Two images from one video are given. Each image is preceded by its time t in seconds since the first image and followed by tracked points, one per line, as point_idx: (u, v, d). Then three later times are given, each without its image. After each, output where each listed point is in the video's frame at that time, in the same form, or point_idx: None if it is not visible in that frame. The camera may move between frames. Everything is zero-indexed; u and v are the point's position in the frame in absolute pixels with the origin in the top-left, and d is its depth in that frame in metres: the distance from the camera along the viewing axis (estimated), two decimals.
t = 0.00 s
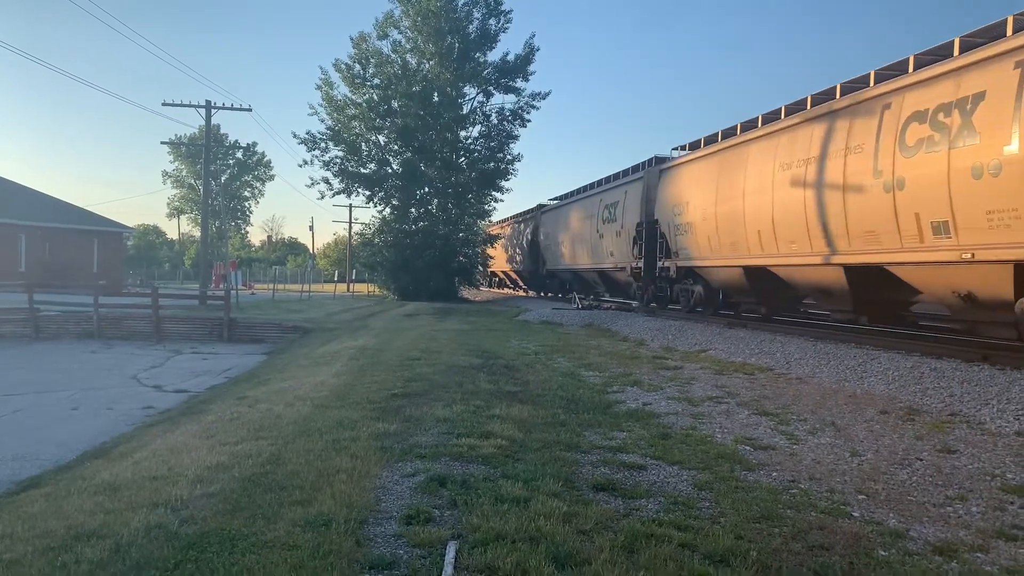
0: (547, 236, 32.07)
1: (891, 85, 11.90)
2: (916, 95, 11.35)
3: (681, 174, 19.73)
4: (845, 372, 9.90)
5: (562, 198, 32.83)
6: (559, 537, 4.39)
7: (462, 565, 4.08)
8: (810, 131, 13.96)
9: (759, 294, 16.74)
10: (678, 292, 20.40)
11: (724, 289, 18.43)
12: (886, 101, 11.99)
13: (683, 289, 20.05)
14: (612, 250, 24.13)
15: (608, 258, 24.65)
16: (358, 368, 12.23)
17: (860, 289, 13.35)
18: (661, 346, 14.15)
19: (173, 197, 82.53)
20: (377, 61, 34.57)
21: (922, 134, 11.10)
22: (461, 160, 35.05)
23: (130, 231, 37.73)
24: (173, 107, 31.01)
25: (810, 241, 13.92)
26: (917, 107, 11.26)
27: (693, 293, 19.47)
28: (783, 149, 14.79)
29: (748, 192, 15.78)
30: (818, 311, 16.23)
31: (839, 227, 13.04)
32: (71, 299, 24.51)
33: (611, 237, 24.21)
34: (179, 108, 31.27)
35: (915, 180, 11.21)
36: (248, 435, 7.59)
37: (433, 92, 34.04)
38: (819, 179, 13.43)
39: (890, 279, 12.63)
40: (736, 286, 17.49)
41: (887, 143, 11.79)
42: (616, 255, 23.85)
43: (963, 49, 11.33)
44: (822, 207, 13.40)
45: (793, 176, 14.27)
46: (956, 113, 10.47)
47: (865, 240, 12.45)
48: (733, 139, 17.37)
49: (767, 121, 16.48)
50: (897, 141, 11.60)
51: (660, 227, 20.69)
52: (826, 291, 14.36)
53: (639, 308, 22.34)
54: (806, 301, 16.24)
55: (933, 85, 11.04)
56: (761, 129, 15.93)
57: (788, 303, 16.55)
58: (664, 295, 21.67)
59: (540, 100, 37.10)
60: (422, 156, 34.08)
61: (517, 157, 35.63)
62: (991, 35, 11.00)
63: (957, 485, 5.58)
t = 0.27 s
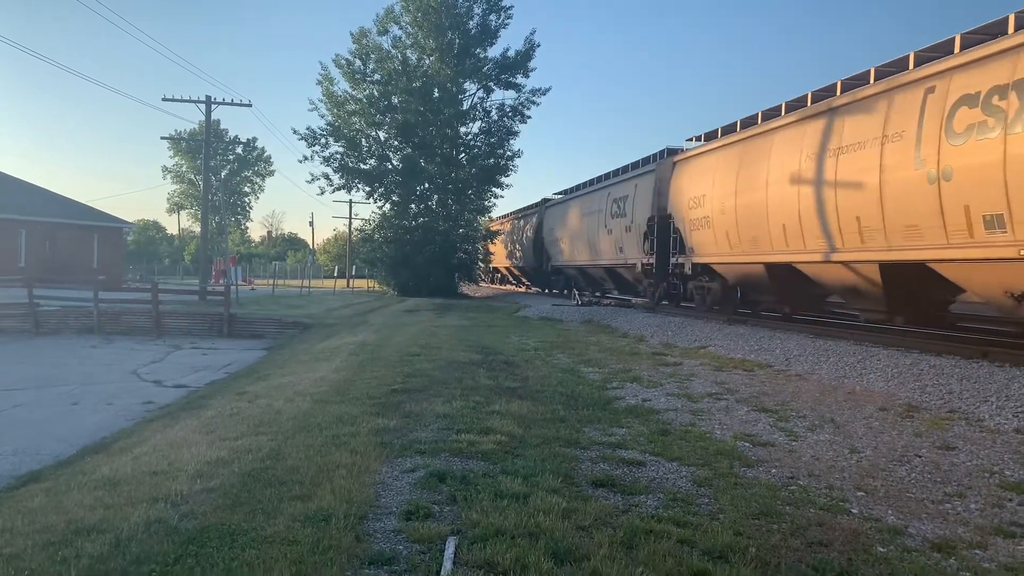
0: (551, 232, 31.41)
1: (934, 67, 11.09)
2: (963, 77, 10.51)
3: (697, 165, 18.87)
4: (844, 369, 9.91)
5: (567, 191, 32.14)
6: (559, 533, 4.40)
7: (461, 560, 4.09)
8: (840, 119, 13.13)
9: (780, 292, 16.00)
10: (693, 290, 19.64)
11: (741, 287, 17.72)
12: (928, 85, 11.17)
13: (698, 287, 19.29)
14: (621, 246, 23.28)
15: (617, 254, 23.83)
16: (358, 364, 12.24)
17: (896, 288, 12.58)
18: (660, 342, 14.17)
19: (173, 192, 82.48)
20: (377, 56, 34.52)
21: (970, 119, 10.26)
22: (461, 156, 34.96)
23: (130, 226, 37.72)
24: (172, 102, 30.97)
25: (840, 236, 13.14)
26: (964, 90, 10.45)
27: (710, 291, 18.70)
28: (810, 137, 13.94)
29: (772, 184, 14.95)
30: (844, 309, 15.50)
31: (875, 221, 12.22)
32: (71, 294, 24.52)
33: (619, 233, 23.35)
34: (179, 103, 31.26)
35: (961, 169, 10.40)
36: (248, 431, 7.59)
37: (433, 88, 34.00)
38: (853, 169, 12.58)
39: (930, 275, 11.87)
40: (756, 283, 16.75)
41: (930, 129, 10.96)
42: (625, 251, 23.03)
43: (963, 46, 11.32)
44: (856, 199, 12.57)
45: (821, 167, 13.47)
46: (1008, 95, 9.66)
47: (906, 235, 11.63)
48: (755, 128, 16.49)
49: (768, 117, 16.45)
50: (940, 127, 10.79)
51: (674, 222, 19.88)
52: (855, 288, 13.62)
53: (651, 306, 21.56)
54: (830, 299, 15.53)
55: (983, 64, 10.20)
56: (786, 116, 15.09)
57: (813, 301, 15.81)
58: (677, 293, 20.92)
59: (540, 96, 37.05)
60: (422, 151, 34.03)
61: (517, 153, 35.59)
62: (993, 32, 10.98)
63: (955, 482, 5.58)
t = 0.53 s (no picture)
0: (556, 230, 30.56)
1: (988, 48, 10.09)
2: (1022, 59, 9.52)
3: (714, 158, 17.88)
4: (844, 368, 9.91)
5: (573, 187, 31.34)
6: (558, 531, 4.40)
7: (461, 558, 4.09)
8: (876, 108, 12.20)
9: (805, 292, 15.11)
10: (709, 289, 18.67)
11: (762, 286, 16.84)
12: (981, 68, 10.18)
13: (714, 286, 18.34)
14: (631, 243, 22.31)
15: (628, 252, 22.84)
16: (358, 361, 12.25)
17: (938, 288, 11.66)
18: (660, 341, 14.17)
19: (173, 189, 82.44)
20: (378, 54, 34.49)
21: None
22: (461, 154, 34.94)
23: (130, 223, 37.73)
24: (173, 99, 30.96)
25: (877, 233, 12.21)
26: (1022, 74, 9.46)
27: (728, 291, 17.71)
28: (842, 127, 12.98)
29: (800, 178, 14.00)
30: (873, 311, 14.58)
31: (917, 217, 11.28)
32: (71, 291, 24.53)
33: (630, 230, 22.36)
34: (179, 100, 31.24)
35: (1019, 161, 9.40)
36: (248, 428, 7.59)
37: (434, 86, 33.97)
38: (892, 162, 11.64)
39: (978, 277, 10.91)
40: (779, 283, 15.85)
41: (983, 117, 9.97)
42: (636, 249, 22.05)
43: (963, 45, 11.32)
44: (895, 194, 11.63)
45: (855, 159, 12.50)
46: None
47: (954, 232, 10.65)
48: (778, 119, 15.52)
49: (768, 116, 16.44)
50: (994, 115, 9.80)
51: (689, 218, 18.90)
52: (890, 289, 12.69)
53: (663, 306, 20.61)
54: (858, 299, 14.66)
55: None
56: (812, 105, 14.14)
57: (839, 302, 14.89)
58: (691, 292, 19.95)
59: (541, 94, 37.02)
60: (422, 149, 34.02)
61: (517, 151, 35.56)
62: (994, 32, 10.96)
63: (955, 480, 5.59)
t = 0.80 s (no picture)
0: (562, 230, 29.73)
1: None
2: None
3: (735, 152, 16.93)
4: (844, 368, 9.91)
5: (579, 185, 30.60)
6: (557, 531, 4.40)
7: (461, 557, 4.10)
8: (919, 95, 11.28)
9: (833, 294, 14.25)
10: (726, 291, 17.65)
11: (785, 288, 15.91)
12: None
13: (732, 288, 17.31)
14: (644, 243, 21.30)
15: (639, 252, 21.84)
16: (358, 361, 12.25)
17: (987, 291, 10.77)
18: (660, 341, 14.17)
19: (173, 188, 82.42)
20: (378, 53, 34.49)
21: None
22: (462, 153, 34.97)
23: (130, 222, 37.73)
24: (173, 98, 30.99)
25: (918, 231, 11.32)
26: None
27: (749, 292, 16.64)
28: (880, 117, 12.06)
29: (830, 173, 13.10)
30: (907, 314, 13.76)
31: (966, 214, 10.40)
32: (71, 289, 24.53)
33: (642, 229, 21.36)
34: (180, 99, 31.25)
35: None
36: (248, 427, 7.60)
37: (434, 85, 33.98)
38: (938, 154, 10.73)
39: None
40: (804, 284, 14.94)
41: None
42: (648, 248, 21.08)
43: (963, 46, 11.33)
44: (941, 189, 10.72)
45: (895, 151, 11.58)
46: None
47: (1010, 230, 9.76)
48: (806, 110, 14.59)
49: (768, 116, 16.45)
50: None
51: (706, 216, 17.96)
52: (932, 291, 11.80)
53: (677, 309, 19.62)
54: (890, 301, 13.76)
55: None
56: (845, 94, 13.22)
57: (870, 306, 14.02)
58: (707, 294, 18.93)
59: (541, 94, 37.02)
60: (423, 149, 34.04)
61: (517, 151, 35.56)
62: (995, 32, 10.95)
63: (954, 482, 5.58)
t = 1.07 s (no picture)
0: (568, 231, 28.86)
1: None
2: None
3: (757, 145, 15.96)
4: (842, 370, 9.92)
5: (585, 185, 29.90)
6: (556, 532, 4.40)
7: (459, 558, 4.10)
8: (967, 83, 10.30)
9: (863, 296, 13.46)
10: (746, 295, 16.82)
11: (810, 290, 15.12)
12: None
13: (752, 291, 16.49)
14: (657, 243, 20.39)
15: (652, 253, 20.95)
16: (357, 361, 12.25)
17: None
18: (659, 342, 14.17)
19: (172, 188, 82.38)
20: (378, 54, 34.48)
21: None
22: (461, 154, 34.98)
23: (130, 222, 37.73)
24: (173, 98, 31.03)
25: (967, 230, 10.36)
26: None
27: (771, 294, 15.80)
28: (921, 105, 11.10)
29: (864, 168, 12.16)
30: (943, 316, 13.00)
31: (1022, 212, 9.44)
32: (70, 289, 24.51)
33: (655, 228, 20.43)
34: (180, 100, 31.29)
35: None
36: (246, 428, 7.59)
37: (433, 86, 33.99)
38: (988, 145, 9.78)
39: None
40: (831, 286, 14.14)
41: None
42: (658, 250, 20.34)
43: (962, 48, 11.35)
44: (993, 184, 9.77)
45: (940, 144, 10.61)
46: None
47: None
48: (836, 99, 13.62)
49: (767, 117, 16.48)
50: None
51: (726, 213, 17.03)
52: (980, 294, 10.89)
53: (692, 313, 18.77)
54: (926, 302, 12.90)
55: None
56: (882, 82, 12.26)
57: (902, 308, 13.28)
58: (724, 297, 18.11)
59: (540, 95, 37.02)
60: (422, 150, 34.03)
61: (517, 152, 35.58)
62: (995, 33, 10.96)
63: (953, 483, 5.58)
